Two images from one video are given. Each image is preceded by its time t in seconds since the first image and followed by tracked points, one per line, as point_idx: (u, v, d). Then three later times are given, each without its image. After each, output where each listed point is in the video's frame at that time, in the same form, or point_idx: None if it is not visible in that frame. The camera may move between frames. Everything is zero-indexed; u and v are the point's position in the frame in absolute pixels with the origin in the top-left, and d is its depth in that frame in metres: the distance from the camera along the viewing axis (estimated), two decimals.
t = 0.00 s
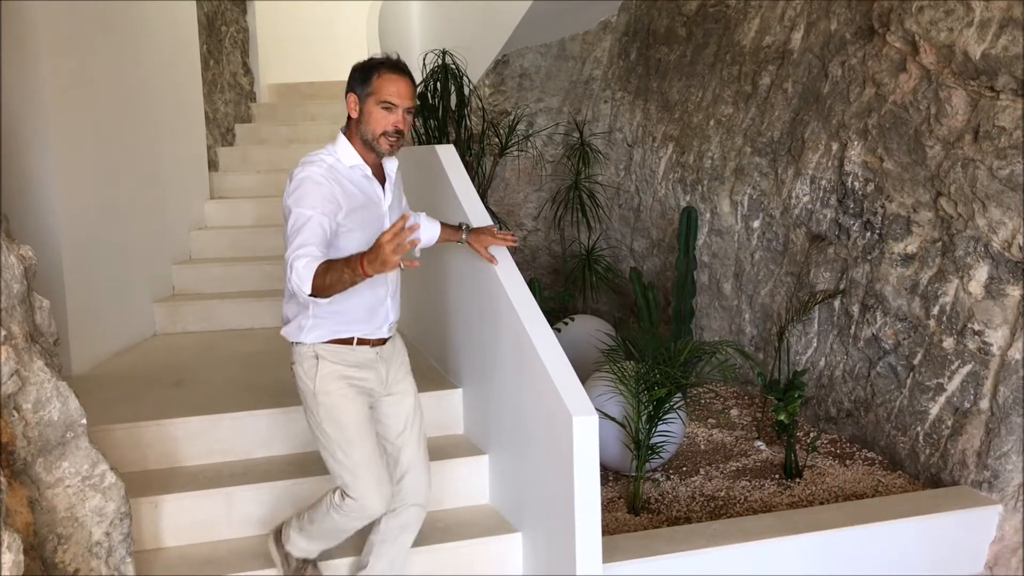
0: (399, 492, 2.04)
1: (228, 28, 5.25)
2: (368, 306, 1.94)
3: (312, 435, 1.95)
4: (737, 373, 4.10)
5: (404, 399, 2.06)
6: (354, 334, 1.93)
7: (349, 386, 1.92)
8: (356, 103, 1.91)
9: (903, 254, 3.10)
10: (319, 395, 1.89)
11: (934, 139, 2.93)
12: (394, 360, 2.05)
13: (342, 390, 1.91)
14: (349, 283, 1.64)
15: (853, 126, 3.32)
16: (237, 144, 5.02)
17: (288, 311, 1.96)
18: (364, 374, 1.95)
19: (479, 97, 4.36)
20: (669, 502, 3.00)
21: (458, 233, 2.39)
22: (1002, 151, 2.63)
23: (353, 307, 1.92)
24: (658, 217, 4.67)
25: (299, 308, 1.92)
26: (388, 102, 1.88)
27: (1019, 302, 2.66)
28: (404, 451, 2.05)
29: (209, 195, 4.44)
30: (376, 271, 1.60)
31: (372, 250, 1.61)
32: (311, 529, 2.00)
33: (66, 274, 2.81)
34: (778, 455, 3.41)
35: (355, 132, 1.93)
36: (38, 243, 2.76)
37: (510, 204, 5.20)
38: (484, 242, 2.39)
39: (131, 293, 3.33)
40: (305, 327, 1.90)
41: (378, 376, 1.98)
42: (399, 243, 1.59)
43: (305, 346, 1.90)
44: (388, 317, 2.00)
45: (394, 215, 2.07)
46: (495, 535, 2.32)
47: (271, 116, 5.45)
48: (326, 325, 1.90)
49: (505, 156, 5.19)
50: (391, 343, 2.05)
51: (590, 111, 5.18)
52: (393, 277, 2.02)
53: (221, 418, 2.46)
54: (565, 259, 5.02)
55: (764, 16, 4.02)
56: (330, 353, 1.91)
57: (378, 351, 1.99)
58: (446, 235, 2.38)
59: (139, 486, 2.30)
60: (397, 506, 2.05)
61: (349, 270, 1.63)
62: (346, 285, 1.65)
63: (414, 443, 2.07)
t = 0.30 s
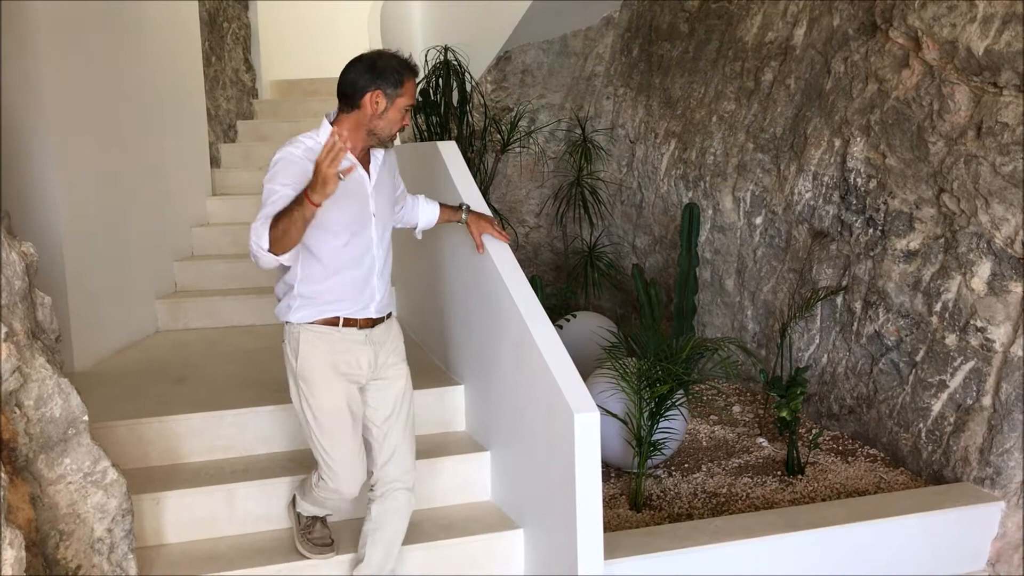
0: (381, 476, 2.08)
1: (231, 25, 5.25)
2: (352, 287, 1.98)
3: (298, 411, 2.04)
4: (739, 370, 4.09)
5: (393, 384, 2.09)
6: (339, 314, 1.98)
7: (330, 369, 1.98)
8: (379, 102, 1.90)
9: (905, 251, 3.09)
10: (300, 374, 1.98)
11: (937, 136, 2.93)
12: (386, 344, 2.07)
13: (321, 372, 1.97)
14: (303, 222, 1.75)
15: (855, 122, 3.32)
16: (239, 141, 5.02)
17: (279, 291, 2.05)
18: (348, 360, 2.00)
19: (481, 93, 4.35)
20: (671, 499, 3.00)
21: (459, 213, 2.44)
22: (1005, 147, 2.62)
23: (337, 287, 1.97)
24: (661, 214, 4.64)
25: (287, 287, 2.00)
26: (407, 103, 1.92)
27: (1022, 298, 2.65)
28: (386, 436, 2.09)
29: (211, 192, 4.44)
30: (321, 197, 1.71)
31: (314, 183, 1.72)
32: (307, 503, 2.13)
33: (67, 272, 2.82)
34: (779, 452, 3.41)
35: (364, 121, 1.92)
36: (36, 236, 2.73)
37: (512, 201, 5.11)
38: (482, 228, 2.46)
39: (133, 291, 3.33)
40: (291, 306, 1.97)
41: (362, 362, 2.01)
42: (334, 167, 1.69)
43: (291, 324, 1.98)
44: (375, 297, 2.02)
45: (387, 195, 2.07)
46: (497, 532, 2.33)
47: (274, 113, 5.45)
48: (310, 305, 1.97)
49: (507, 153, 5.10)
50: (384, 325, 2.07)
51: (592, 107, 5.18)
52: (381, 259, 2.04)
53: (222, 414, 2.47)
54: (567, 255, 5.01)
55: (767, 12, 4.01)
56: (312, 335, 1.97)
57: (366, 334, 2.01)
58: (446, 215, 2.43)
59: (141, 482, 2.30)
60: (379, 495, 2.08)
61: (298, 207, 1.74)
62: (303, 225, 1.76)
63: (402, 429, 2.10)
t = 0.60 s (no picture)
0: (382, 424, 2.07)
1: (233, 22, 5.25)
2: (325, 248, 2.02)
3: (275, 372, 2.07)
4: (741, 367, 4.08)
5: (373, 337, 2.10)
6: (311, 274, 2.01)
7: (303, 324, 2.00)
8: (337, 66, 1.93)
9: (908, 248, 3.08)
10: (274, 332, 2.01)
11: (940, 132, 2.92)
12: (358, 301, 2.10)
13: (293, 328, 2.00)
14: (289, 164, 1.83)
15: (858, 119, 3.32)
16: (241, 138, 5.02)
17: (255, 252, 2.09)
18: (318, 316, 2.02)
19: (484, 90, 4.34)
20: (674, 496, 3.00)
21: (456, 205, 2.45)
22: (1008, 144, 2.61)
23: (309, 247, 2.01)
24: (663, 211, 4.61)
25: (262, 246, 2.05)
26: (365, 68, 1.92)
27: None
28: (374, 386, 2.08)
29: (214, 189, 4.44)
30: (308, 131, 1.81)
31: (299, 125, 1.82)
32: (300, 502, 2.15)
33: (70, 270, 2.82)
34: (782, 449, 3.40)
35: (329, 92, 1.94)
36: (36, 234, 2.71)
37: (515, 198, 5.12)
38: (479, 220, 2.47)
39: (136, 289, 3.33)
40: (264, 264, 2.02)
41: (335, 316, 2.04)
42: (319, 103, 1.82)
43: (264, 282, 2.03)
44: (347, 260, 2.06)
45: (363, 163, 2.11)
46: (499, 529, 2.33)
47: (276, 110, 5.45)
48: (283, 263, 2.01)
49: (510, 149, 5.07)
50: (355, 288, 2.09)
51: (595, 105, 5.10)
52: (353, 225, 2.08)
53: (225, 412, 2.47)
54: (570, 252, 5.00)
55: (769, 9, 4.00)
56: (283, 293, 2.00)
57: (338, 294, 2.04)
58: (444, 206, 2.44)
59: (144, 479, 2.31)
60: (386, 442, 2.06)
61: (286, 148, 1.82)
62: (288, 169, 1.84)
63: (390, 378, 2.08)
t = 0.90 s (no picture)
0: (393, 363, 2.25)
1: (237, 21, 5.26)
2: (311, 222, 2.13)
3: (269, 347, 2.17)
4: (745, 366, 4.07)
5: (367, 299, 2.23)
6: (298, 247, 2.12)
7: (293, 296, 2.11)
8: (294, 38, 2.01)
9: (913, 246, 3.07)
10: (266, 306, 2.11)
11: (945, 131, 2.91)
12: (347, 270, 2.20)
13: (283, 301, 2.10)
14: (280, 155, 1.87)
15: (863, 117, 3.31)
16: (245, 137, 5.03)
17: (244, 228, 2.19)
18: (306, 288, 2.13)
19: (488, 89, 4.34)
20: (678, 496, 3.00)
21: (457, 198, 2.46)
22: (1014, 142, 2.60)
23: (296, 222, 2.11)
24: (667, 210, 4.60)
25: (250, 223, 2.14)
26: (312, 32, 1.99)
27: None
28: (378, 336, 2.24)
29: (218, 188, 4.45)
30: (294, 126, 1.83)
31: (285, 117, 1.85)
32: (301, 500, 2.18)
33: (74, 270, 2.83)
34: (787, 448, 3.40)
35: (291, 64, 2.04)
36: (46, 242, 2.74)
37: (518, 196, 5.13)
38: (480, 215, 2.46)
39: (140, 288, 3.34)
40: (253, 240, 2.12)
41: (325, 287, 2.14)
42: (303, 96, 1.82)
43: (255, 257, 2.13)
44: (333, 232, 2.16)
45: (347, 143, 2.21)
46: (503, 528, 2.33)
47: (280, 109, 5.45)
48: (271, 238, 2.11)
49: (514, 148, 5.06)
50: (343, 258, 2.20)
51: (598, 103, 5.11)
52: (338, 199, 2.18)
53: (229, 411, 2.47)
54: (574, 251, 4.99)
55: (774, 7, 3.99)
56: (273, 267, 2.10)
57: (325, 265, 2.15)
58: (445, 196, 2.46)
59: (148, 478, 2.31)
60: (397, 369, 2.25)
61: (275, 141, 1.86)
62: (279, 158, 1.88)
63: (390, 325, 2.25)
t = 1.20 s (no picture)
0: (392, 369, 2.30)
1: (249, 22, 5.28)
2: (326, 216, 2.16)
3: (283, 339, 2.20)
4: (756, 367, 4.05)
5: (376, 296, 2.27)
6: (313, 241, 2.15)
7: (307, 288, 2.14)
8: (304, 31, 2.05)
9: (925, 247, 3.05)
10: (281, 297, 2.14)
11: (958, 131, 2.88)
12: (361, 264, 2.22)
13: (298, 292, 2.13)
14: (289, 159, 1.90)
15: (875, 118, 3.29)
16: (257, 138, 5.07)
17: (263, 221, 2.23)
18: (320, 282, 2.16)
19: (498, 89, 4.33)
20: (688, 497, 2.99)
21: (451, 165, 2.54)
22: None
23: (311, 215, 2.14)
24: (678, 210, 4.58)
25: (268, 216, 2.18)
26: (321, 24, 2.02)
27: None
28: (378, 338, 2.28)
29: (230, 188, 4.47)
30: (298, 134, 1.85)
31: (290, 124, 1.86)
32: (312, 504, 2.19)
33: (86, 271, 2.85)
34: (798, 450, 3.38)
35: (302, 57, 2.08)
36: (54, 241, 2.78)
37: (528, 196, 5.12)
38: (473, 178, 2.55)
39: (152, 288, 3.35)
40: (271, 233, 2.16)
41: (338, 280, 2.17)
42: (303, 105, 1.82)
43: (272, 249, 2.17)
44: (348, 225, 2.19)
45: (359, 134, 2.22)
46: (514, 529, 2.33)
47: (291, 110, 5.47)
48: (287, 231, 2.15)
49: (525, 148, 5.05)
50: (358, 251, 2.22)
51: (609, 103, 5.11)
52: (353, 192, 2.21)
53: (240, 411, 2.48)
54: (584, 251, 4.98)
55: (786, 7, 3.97)
56: (288, 260, 2.14)
57: (340, 258, 2.18)
58: (439, 167, 2.54)
59: (159, 478, 2.32)
60: (389, 379, 2.31)
61: (282, 146, 1.89)
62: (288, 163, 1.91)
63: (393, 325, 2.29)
